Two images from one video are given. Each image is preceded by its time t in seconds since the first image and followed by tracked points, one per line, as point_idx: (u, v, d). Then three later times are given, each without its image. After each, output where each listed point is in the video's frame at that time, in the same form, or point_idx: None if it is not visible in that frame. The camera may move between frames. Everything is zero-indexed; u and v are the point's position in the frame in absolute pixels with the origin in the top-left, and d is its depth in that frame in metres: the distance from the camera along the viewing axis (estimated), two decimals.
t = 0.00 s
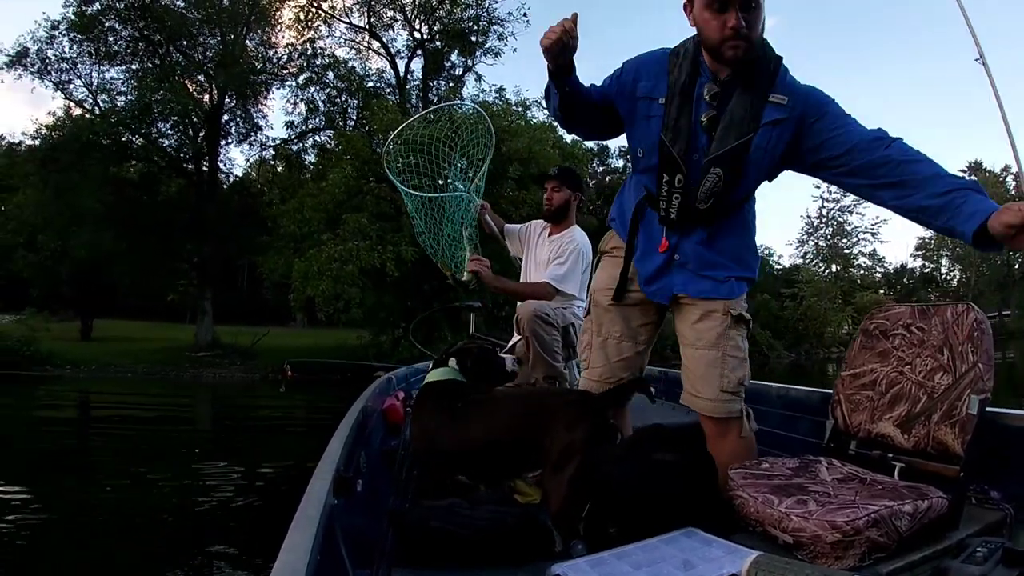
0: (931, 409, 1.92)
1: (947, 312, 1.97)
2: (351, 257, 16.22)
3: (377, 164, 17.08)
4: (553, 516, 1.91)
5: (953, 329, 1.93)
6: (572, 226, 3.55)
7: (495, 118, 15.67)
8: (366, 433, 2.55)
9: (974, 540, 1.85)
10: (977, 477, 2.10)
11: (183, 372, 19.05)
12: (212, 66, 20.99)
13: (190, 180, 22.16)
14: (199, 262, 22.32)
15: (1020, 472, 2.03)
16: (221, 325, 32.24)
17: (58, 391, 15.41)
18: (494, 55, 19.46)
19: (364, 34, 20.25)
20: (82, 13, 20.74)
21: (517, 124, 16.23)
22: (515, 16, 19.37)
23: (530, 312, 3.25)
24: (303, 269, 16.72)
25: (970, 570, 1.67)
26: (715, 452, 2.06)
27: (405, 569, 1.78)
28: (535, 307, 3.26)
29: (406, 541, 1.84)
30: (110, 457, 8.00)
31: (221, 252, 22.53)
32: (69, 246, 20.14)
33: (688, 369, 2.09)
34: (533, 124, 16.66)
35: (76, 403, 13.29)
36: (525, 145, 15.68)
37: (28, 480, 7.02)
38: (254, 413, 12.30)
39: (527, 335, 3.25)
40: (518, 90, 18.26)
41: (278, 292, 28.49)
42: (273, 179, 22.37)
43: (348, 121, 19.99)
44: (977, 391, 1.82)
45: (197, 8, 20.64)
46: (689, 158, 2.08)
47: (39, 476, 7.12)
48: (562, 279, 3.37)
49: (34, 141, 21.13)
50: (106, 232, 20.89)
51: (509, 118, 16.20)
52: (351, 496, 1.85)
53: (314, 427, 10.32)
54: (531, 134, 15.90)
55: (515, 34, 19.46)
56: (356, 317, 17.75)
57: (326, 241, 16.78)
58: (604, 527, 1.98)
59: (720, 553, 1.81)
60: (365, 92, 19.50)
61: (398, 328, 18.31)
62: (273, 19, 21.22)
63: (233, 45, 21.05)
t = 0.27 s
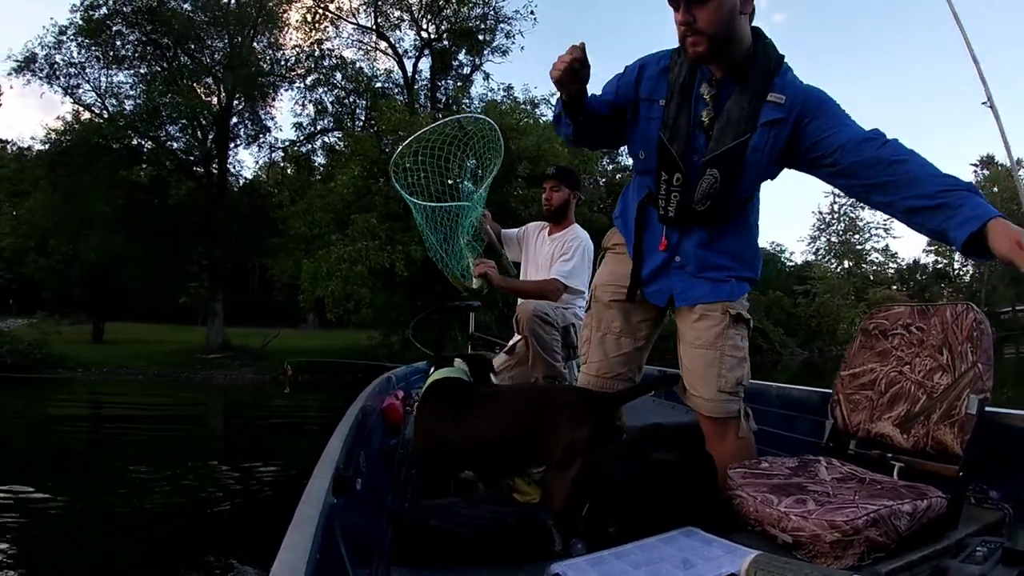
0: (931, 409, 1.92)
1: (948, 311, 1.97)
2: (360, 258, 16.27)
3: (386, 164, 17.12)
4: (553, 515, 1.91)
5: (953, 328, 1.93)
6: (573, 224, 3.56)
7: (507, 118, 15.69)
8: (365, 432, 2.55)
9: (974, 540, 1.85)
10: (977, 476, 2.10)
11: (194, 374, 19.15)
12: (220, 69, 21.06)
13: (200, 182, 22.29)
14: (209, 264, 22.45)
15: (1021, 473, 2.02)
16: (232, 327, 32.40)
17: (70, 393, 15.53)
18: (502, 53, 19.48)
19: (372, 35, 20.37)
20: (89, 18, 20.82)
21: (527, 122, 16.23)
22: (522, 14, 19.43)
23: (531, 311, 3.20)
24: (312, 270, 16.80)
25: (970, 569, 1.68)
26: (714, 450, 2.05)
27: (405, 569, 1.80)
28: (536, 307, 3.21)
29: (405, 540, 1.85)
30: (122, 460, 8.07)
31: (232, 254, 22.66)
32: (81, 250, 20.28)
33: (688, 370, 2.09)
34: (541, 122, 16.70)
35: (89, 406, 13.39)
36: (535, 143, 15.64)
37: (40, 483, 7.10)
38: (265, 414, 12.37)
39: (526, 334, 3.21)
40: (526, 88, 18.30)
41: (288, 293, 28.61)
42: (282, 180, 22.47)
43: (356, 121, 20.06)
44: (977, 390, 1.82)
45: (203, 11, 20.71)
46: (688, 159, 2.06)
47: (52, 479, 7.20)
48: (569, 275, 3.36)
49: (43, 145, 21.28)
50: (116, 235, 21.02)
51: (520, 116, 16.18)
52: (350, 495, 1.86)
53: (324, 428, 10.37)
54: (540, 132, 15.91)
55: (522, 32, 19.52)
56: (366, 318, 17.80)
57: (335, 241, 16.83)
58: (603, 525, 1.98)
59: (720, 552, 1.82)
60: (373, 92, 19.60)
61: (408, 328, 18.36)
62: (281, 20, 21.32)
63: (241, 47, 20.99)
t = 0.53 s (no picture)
0: (930, 407, 1.92)
1: (948, 310, 1.97)
2: (370, 258, 16.31)
3: (395, 165, 17.15)
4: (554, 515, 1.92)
5: (952, 326, 1.93)
6: (569, 224, 3.62)
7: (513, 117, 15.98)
8: (365, 432, 2.57)
9: (974, 537, 1.85)
10: (977, 474, 2.10)
11: (206, 376, 19.23)
12: (228, 72, 21.10)
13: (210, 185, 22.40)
14: (220, 266, 22.56)
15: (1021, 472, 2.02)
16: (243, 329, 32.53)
17: (82, 395, 15.64)
18: (510, 52, 19.46)
19: (380, 35, 20.44)
20: (97, 22, 20.97)
21: (535, 120, 16.32)
22: (529, 13, 19.46)
23: (527, 311, 3.13)
24: (321, 271, 16.90)
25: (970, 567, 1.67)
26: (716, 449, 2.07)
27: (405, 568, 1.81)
28: (533, 306, 3.14)
29: (406, 540, 1.87)
30: (133, 462, 8.12)
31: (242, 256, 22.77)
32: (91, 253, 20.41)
33: (689, 370, 2.10)
34: (550, 121, 16.71)
35: (102, 409, 13.47)
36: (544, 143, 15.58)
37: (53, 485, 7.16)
38: (277, 416, 12.42)
39: (523, 334, 3.14)
40: (534, 86, 18.31)
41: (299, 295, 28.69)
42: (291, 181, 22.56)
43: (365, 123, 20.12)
44: (977, 387, 1.81)
45: (211, 14, 20.70)
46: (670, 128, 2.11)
47: (64, 482, 7.25)
48: (572, 272, 3.39)
49: (53, 150, 21.37)
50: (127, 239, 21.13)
51: (527, 113, 16.44)
52: (350, 496, 1.87)
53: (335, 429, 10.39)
54: (549, 131, 15.94)
55: (529, 31, 19.54)
56: (376, 320, 17.83)
57: (345, 243, 16.87)
58: (603, 524, 1.94)
59: (720, 551, 1.82)
60: (382, 92, 19.65)
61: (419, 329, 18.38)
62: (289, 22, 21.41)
63: (250, 49, 21.13)
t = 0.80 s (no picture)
0: (930, 403, 1.92)
1: (947, 305, 1.97)
2: (380, 258, 16.32)
3: (406, 164, 17.04)
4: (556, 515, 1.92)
5: (951, 322, 1.92)
6: (567, 222, 3.56)
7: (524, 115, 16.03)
8: (366, 433, 2.58)
9: (976, 533, 1.85)
10: (978, 469, 2.10)
11: (217, 376, 19.29)
12: (240, 73, 21.17)
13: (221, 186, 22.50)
14: (231, 267, 22.66)
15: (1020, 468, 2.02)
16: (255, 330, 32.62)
17: (96, 395, 15.75)
18: (520, 51, 19.36)
19: (390, 36, 20.42)
20: (107, 24, 21.11)
21: (547, 120, 16.27)
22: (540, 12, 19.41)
23: (527, 313, 3.18)
24: (332, 271, 16.95)
25: (972, 566, 1.67)
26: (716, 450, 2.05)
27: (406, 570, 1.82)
28: (532, 309, 3.19)
29: (407, 541, 1.88)
30: (148, 462, 8.18)
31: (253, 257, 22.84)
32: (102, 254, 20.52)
33: (683, 372, 2.09)
34: (561, 121, 16.65)
35: (116, 408, 13.55)
36: (556, 142, 15.52)
37: (70, 483, 7.23)
38: (290, 416, 12.45)
39: (524, 335, 3.20)
40: (545, 85, 18.26)
41: (310, 295, 28.75)
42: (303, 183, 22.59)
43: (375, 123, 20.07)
44: (977, 383, 1.81)
45: (220, 15, 20.66)
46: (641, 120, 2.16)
47: (81, 481, 7.33)
48: (569, 270, 3.36)
49: (64, 152, 21.43)
50: (136, 240, 21.19)
51: (538, 111, 16.48)
52: (351, 497, 1.89)
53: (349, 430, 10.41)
54: (560, 130, 15.87)
55: (540, 29, 19.48)
56: (386, 320, 17.80)
57: (355, 242, 16.87)
58: (605, 524, 1.96)
59: (721, 548, 1.82)
60: (393, 93, 19.65)
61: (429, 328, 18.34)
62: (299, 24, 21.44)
63: (260, 50, 21.08)
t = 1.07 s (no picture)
0: (930, 398, 1.93)
1: (947, 301, 1.98)
2: (392, 256, 16.33)
3: (419, 162, 16.90)
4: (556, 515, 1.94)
5: (950, 318, 1.94)
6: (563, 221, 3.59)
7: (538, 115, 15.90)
8: (367, 433, 2.60)
9: (977, 527, 1.84)
10: (981, 465, 2.10)
11: (228, 374, 19.35)
12: (253, 72, 21.21)
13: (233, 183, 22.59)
14: (244, 265, 22.79)
15: None
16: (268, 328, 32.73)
17: (109, 391, 15.85)
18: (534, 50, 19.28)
19: (404, 35, 20.38)
20: (122, 23, 21.24)
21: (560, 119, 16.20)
22: (554, 10, 19.35)
23: (528, 313, 3.22)
24: (343, 268, 16.98)
25: (974, 562, 1.67)
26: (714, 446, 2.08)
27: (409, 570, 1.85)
28: (534, 308, 3.22)
29: (408, 541, 1.90)
30: (162, 458, 8.23)
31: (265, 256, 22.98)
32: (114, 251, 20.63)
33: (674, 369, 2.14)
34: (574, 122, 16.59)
35: (129, 405, 13.62)
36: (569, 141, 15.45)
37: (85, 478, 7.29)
38: (303, 413, 12.48)
39: (525, 335, 3.23)
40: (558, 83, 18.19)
41: (322, 293, 28.80)
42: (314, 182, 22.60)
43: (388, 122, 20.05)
44: (977, 378, 1.83)
45: (234, 14, 20.77)
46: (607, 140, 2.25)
47: (99, 476, 7.40)
48: (568, 269, 3.39)
49: (78, 150, 21.55)
50: (148, 238, 21.27)
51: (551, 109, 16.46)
52: (351, 499, 1.89)
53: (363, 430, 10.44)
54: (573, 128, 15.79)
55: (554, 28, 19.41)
56: (397, 318, 17.79)
57: (367, 240, 16.87)
58: (606, 523, 1.98)
59: (722, 546, 1.82)
60: (406, 93, 19.61)
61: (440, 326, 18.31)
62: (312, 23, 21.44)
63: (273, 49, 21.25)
